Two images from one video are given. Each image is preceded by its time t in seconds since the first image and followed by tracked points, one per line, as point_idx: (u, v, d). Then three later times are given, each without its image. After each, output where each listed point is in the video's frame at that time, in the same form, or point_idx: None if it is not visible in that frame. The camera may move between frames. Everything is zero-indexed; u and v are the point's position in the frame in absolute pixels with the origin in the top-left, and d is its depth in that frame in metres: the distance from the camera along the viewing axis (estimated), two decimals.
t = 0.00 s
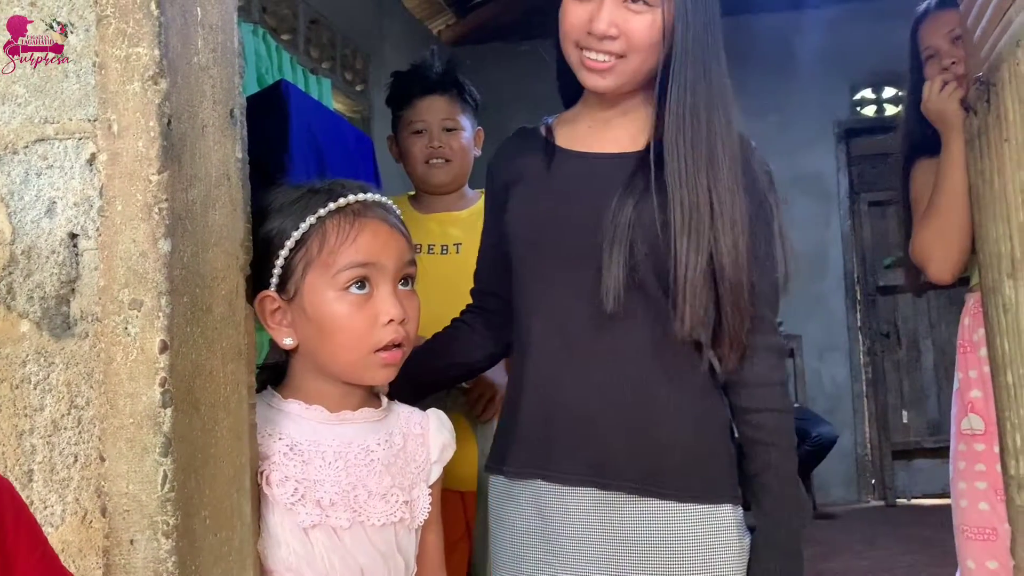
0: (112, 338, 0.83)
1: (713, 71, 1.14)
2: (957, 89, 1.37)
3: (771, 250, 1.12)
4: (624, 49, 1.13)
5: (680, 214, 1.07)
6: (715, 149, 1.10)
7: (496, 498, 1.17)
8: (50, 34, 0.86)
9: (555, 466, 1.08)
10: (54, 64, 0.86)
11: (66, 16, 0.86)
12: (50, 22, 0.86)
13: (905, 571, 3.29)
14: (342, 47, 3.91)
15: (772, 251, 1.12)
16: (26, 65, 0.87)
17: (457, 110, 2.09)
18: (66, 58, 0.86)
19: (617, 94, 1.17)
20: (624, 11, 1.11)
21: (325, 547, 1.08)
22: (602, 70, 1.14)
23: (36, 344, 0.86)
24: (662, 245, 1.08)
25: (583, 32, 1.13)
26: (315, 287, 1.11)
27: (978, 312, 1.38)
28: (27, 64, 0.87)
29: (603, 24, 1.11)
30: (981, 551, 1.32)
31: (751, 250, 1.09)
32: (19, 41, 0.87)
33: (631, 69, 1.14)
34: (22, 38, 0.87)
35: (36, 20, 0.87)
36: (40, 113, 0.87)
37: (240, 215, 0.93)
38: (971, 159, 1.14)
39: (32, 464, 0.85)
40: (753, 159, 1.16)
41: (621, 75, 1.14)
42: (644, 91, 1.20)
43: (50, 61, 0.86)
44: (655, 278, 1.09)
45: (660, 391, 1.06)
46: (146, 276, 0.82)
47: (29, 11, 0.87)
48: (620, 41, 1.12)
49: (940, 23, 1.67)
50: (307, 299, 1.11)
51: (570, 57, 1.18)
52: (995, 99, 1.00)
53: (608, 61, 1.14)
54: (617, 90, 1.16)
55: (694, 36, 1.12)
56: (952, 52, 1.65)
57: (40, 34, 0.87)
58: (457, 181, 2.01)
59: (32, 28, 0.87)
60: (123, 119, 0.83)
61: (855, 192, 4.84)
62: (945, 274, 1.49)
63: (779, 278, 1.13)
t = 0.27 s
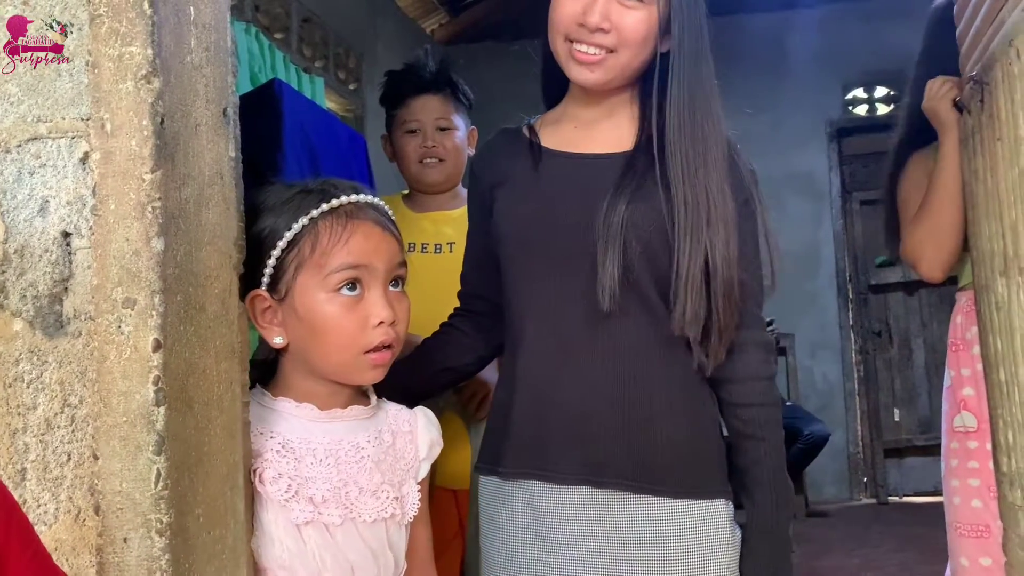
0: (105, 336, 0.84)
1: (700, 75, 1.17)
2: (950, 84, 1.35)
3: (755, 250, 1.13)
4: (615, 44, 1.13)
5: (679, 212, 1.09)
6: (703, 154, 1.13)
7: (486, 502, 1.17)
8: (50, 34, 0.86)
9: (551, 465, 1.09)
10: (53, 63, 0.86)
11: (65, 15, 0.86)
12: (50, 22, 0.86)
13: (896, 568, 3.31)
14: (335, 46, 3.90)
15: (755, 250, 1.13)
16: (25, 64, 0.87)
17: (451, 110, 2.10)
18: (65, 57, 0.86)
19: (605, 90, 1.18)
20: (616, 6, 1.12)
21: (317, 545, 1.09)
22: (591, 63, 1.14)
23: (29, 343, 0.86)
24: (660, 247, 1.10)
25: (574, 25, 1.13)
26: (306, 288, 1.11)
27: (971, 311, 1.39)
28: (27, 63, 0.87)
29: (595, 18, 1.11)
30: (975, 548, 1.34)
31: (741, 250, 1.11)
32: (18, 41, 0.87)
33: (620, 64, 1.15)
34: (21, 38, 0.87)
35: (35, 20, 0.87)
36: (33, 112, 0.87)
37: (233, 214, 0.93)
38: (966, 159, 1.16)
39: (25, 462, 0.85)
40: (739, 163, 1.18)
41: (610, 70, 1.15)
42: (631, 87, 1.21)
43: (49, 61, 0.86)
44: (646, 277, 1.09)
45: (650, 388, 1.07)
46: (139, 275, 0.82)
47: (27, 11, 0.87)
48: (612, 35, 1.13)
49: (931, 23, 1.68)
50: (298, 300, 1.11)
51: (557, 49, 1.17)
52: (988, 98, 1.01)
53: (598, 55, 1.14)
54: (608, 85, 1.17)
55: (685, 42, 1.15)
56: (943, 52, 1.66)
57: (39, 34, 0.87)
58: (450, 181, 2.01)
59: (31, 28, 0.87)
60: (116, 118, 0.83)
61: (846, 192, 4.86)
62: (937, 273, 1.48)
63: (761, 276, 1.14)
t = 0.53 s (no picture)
0: (100, 337, 0.84)
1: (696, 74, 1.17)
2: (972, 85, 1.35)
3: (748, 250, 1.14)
4: (610, 51, 1.14)
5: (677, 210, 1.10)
6: (695, 156, 1.13)
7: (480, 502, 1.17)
8: (50, 34, 0.86)
9: (546, 466, 1.09)
10: (57, 65, 0.86)
11: (65, 16, 0.86)
12: (50, 22, 0.86)
13: (891, 568, 3.32)
14: (331, 45, 3.90)
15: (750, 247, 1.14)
16: (25, 64, 0.87)
17: (447, 110, 2.10)
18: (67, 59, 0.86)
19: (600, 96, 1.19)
20: (610, 14, 1.12)
21: (307, 544, 1.08)
22: (587, 71, 1.15)
23: (23, 343, 0.85)
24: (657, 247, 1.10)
25: (569, 35, 1.13)
26: (295, 287, 1.11)
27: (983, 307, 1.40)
28: (26, 64, 0.87)
29: (591, 27, 1.12)
30: (978, 547, 1.35)
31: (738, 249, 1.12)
32: (19, 41, 0.87)
33: (616, 71, 1.15)
34: (22, 39, 0.87)
35: (35, 20, 0.87)
36: (27, 112, 0.87)
37: (228, 214, 0.93)
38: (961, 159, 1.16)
39: (19, 463, 0.85)
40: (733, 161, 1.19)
41: (606, 78, 1.15)
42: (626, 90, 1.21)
43: (50, 62, 0.86)
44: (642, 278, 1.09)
45: (645, 388, 1.07)
46: (134, 275, 0.82)
47: (26, 11, 0.87)
48: (607, 43, 1.13)
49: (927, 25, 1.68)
50: (287, 298, 1.11)
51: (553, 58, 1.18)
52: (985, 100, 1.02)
53: (594, 63, 1.14)
54: (603, 93, 1.18)
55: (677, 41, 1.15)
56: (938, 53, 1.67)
57: (40, 34, 0.86)
58: (446, 181, 2.02)
59: (31, 29, 0.87)
60: (111, 118, 0.83)
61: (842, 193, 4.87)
62: (956, 274, 1.45)
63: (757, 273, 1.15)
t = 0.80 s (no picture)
0: (101, 338, 0.84)
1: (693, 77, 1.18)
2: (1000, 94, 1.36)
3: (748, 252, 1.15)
4: (609, 65, 1.14)
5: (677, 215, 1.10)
6: (693, 159, 1.13)
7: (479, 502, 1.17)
8: (49, 34, 0.86)
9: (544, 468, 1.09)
10: (53, 63, 0.86)
11: (65, 16, 0.86)
12: (50, 22, 0.86)
13: (890, 571, 3.32)
14: (332, 47, 3.90)
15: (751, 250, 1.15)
16: (24, 64, 0.87)
17: (448, 112, 2.10)
18: (65, 57, 0.86)
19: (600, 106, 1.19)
20: (608, 28, 1.12)
21: (309, 545, 1.08)
22: (587, 85, 1.15)
23: (25, 345, 0.86)
24: (656, 250, 1.10)
25: (568, 50, 1.13)
26: (285, 282, 1.12)
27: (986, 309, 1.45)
28: (26, 63, 0.87)
29: (590, 43, 1.11)
30: (983, 539, 1.37)
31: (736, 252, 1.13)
32: (18, 41, 0.87)
33: (615, 83, 1.15)
34: (21, 38, 0.87)
35: (35, 20, 0.87)
36: (30, 114, 0.87)
37: (229, 217, 0.93)
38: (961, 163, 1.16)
39: (20, 464, 0.85)
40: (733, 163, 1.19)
41: (606, 90, 1.15)
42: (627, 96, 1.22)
43: (49, 61, 0.86)
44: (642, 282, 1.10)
45: (644, 390, 1.08)
46: (135, 277, 0.82)
47: (27, 12, 0.87)
48: (606, 57, 1.13)
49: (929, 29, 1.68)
50: (276, 292, 1.12)
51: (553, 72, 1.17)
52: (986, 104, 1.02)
53: (593, 76, 1.14)
54: (602, 103, 1.18)
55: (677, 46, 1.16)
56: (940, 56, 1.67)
57: (39, 34, 0.87)
58: (448, 184, 2.02)
59: (31, 28, 0.87)
60: (113, 120, 0.84)
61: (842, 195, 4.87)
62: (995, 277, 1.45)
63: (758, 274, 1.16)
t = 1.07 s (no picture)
0: (105, 341, 0.84)
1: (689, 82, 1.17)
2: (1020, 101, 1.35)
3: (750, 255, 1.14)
4: (609, 71, 1.13)
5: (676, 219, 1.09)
6: (693, 162, 1.13)
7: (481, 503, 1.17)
8: (50, 34, 0.86)
9: (547, 470, 1.09)
10: (53, 63, 0.86)
11: (64, 15, 0.86)
12: (50, 22, 0.87)
13: (892, 573, 3.32)
14: (334, 49, 3.91)
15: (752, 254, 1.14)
16: (25, 64, 0.87)
17: (453, 115, 2.10)
18: (65, 57, 0.86)
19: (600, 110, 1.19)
20: (607, 35, 1.12)
21: (317, 546, 1.09)
22: (588, 91, 1.15)
23: (29, 347, 0.86)
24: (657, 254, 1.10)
25: (568, 58, 1.13)
26: (292, 289, 1.11)
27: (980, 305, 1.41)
28: (26, 63, 0.87)
29: (589, 50, 1.11)
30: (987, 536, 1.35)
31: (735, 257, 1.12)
32: (19, 41, 0.88)
33: (615, 88, 1.15)
34: (21, 38, 0.87)
35: (35, 20, 0.87)
36: (34, 116, 0.87)
37: (233, 219, 0.93)
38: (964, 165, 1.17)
39: (24, 466, 0.86)
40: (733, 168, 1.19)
41: (607, 96, 1.15)
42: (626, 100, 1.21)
43: (49, 60, 0.87)
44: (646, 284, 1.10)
45: (648, 393, 1.07)
46: (139, 279, 0.82)
47: (26, 11, 0.88)
48: (605, 64, 1.13)
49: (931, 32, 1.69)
50: (284, 300, 1.12)
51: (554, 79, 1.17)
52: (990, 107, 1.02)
53: (593, 82, 1.14)
54: (602, 107, 1.18)
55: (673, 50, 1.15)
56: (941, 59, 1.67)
57: (39, 34, 0.87)
58: (451, 186, 2.02)
59: (30, 28, 0.87)
60: (117, 122, 0.84)
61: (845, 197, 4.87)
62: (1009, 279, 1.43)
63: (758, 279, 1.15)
